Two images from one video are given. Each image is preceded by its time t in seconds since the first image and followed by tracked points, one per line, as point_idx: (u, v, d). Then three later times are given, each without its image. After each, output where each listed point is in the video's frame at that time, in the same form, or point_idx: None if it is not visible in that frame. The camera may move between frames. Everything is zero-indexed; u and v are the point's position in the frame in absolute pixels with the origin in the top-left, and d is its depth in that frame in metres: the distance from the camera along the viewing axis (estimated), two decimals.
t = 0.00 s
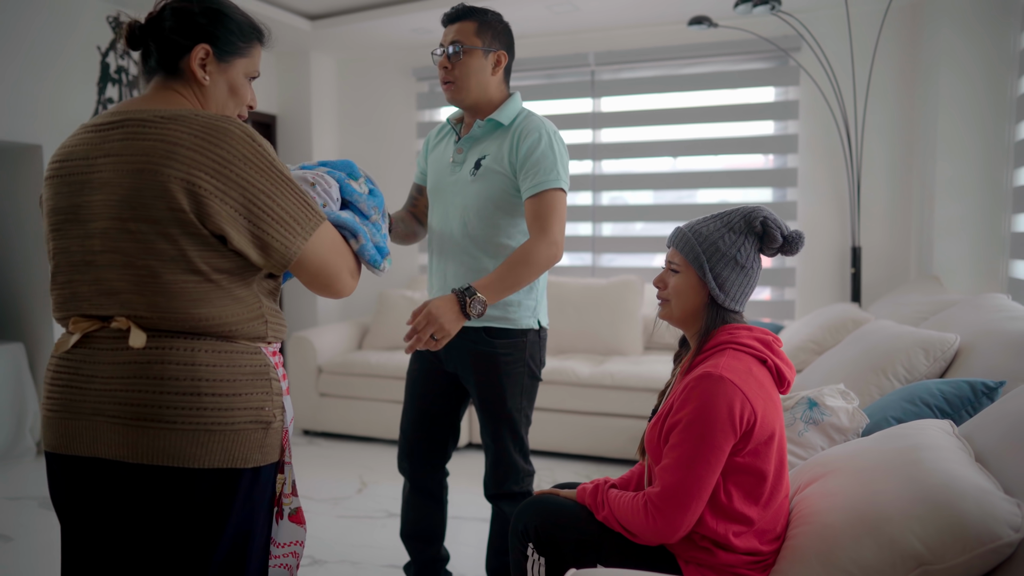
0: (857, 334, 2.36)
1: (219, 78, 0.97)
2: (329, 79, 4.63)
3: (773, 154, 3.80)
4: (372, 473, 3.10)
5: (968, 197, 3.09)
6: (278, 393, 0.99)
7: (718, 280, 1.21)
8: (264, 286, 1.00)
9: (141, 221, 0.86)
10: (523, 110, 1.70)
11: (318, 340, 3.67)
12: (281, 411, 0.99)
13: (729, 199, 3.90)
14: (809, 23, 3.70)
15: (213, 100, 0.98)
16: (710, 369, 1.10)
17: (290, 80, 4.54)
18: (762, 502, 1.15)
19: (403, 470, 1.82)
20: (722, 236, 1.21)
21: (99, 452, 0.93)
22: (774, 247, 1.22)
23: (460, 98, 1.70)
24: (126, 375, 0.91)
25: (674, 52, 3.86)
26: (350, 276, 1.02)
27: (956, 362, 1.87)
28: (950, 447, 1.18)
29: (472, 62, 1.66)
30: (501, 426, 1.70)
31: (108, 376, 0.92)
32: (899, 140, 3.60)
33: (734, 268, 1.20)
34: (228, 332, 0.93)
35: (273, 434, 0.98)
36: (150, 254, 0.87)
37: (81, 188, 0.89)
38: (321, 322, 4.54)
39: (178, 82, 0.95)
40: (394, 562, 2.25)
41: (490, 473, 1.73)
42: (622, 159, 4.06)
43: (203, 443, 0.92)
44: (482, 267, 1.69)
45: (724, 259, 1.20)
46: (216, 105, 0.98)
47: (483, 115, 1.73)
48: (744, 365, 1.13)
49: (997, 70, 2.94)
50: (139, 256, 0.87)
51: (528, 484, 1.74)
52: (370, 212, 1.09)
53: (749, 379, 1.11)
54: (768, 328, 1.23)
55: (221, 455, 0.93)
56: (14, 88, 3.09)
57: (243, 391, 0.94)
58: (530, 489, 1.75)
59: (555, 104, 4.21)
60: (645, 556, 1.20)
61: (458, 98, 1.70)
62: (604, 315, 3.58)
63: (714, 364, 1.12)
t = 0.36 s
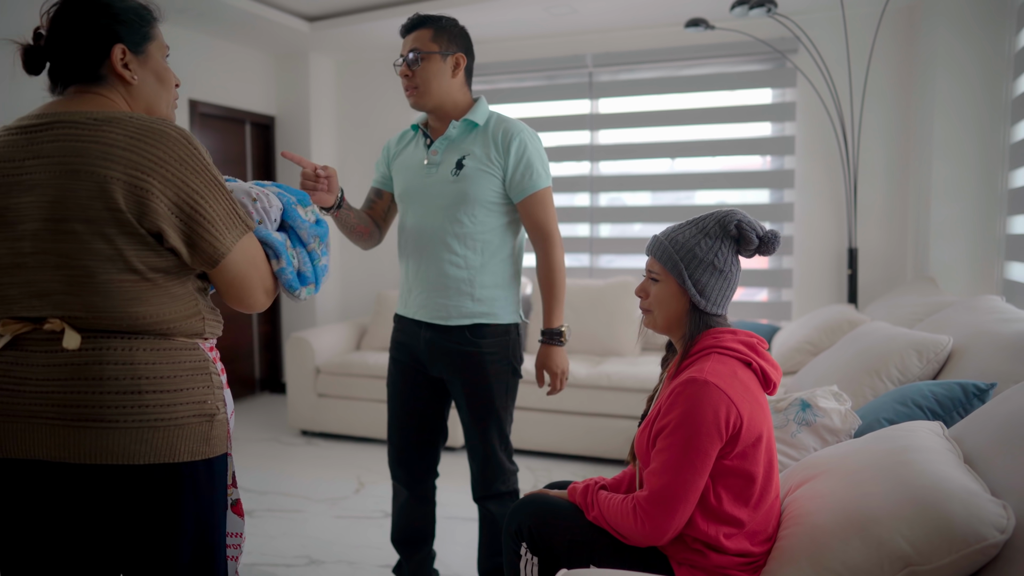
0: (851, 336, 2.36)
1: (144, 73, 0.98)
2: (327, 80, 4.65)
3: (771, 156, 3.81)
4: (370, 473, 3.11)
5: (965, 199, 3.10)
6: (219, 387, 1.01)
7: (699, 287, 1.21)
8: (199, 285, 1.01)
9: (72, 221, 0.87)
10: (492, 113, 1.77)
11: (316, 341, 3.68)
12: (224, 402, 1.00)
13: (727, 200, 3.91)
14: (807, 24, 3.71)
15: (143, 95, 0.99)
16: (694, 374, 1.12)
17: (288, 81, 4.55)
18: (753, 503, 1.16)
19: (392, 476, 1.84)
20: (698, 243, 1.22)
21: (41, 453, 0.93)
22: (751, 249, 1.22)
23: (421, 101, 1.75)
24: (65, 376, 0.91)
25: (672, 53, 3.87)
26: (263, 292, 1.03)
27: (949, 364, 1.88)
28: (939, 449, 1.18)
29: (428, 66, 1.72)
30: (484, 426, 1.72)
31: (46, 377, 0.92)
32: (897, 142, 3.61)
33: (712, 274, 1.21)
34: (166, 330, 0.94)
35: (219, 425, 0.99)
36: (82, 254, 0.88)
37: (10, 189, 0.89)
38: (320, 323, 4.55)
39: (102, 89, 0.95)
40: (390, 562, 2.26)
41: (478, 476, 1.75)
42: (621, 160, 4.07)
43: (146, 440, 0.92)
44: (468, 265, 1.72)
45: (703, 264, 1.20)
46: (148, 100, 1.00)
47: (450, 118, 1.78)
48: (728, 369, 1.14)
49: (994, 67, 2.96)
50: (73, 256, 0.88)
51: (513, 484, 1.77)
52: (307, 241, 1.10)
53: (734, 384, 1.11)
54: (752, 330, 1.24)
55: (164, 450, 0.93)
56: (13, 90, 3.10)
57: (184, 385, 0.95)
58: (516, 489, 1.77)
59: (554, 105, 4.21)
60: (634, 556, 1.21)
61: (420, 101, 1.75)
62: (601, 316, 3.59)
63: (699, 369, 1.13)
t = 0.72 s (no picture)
0: (852, 336, 2.37)
1: (107, 68, 0.94)
2: (329, 80, 4.65)
3: (772, 157, 3.81)
4: (372, 473, 3.12)
5: (966, 199, 3.11)
6: (196, 386, 1.01)
7: (688, 293, 1.22)
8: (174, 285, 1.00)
9: (45, 220, 0.85)
10: (463, 116, 1.80)
11: (318, 341, 3.69)
12: (201, 402, 1.00)
13: (728, 201, 3.92)
14: (808, 26, 3.71)
15: (107, 92, 0.94)
16: (684, 380, 1.13)
17: (290, 82, 4.56)
18: (754, 502, 1.16)
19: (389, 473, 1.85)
20: (688, 249, 1.23)
21: (16, 458, 0.92)
22: (741, 257, 1.23)
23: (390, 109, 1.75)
24: (38, 377, 0.90)
25: (673, 55, 3.88)
26: (236, 290, 1.02)
27: (950, 365, 1.88)
28: (941, 450, 1.19)
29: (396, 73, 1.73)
30: (474, 428, 1.76)
31: (19, 379, 0.91)
32: (897, 143, 3.62)
33: (702, 280, 1.22)
34: (142, 328, 0.93)
35: (196, 425, 0.98)
36: (57, 254, 0.86)
37: None
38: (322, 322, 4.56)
39: (64, 87, 0.90)
40: (392, 561, 2.27)
41: (469, 474, 1.78)
42: (622, 160, 4.08)
43: (125, 439, 0.92)
44: (455, 263, 1.74)
45: (692, 271, 1.21)
46: (113, 98, 0.95)
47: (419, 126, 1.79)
48: (717, 371, 1.15)
49: (995, 69, 2.98)
50: (46, 256, 0.86)
51: (503, 482, 1.81)
52: (274, 237, 1.09)
53: (725, 387, 1.12)
54: (739, 332, 1.25)
55: (143, 448, 0.93)
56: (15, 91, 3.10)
57: (162, 384, 0.95)
58: (506, 487, 1.81)
59: (555, 106, 4.22)
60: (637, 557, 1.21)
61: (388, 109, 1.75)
62: (602, 316, 3.60)
63: (688, 374, 1.14)
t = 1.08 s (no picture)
0: (855, 336, 2.37)
1: (130, 62, 0.93)
2: (331, 80, 4.65)
3: (774, 156, 3.81)
4: (375, 472, 3.12)
5: (968, 199, 3.10)
6: (229, 389, 1.01)
7: (681, 299, 1.23)
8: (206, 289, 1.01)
9: (88, 229, 0.83)
10: (463, 116, 1.80)
11: (321, 341, 3.69)
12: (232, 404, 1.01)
13: (730, 201, 3.92)
14: (810, 26, 3.71)
15: (129, 85, 0.93)
16: (672, 387, 1.13)
17: (292, 82, 4.56)
18: (759, 501, 1.16)
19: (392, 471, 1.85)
20: (686, 256, 1.24)
21: (56, 468, 0.89)
22: (736, 272, 1.24)
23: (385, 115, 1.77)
24: (78, 382, 0.88)
25: (676, 54, 3.89)
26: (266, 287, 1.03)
27: (954, 365, 1.89)
28: (947, 450, 1.19)
29: (389, 81, 1.73)
30: (470, 425, 1.76)
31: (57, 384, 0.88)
32: (899, 143, 3.62)
33: (696, 288, 1.22)
34: (183, 334, 0.93)
35: (229, 426, 0.99)
36: (101, 262, 0.85)
37: (12, 195, 0.84)
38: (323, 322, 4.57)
39: (89, 79, 0.89)
40: (396, 560, 2.27)
41: (466, 471, 1.79)
42: (624, 160, 4.08)
43: (168, 441, 0.91)
44: (451, 263, 1.75)
45: (687, 277, 1.22)
46: (134, 91, 0.94)
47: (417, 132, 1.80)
48: (704, 374, 1.15)
49: (997, 72, 2.99)
50: (89, 263, 0.85)
51: (501, 477, 1.82)
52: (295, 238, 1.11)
53: (713, 388, 1.12)
54: (725, 334, 1.25)
55: (185, 451, 0.93)
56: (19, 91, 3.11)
57: (201, 386, 0.95)
58: (503, 482, 1.82)
59: (558, 106, 4.22)
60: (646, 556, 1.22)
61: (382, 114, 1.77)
62: (605, 316, 3.60)
63: (676, 381, 1.14)
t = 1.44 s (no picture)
0: (857, 335, 2.37)
1: (155, 59, 0.92)
2: (332, 80, 4.65)
3: (775, 156, 3.81)
4: (376, 471, 3.13)
5: (968, 198, 3.11)
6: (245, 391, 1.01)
7: (650, 286, 1.28)
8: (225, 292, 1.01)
9: (110, 232, 0.83)
10: (468, 116, 1.81)
11: (322, 341, 3.70)
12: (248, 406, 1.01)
13: (731, 200, 3.92)
14: (811, 25, 3.72)
15: (154, 83, 0.93)
16: (679, 386, 1.13)
17: (293, 81, 4.56)
18: (760, 505, 1.16)
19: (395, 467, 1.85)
20: (655, 247, 1.30)
21: (76, 468, 0.89)
22: (692, 245, 1.22)
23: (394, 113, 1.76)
24: (97, 383, 0.88)
25: (677, 54, 3.89)
26: (285, 285, 1.03)
27: (955, 364, 1.89)
28: (948, 448, 1.19)
29: (400, 79, 1.73)
30: (474, 423, 1.76)
31: (76, 384, 0.88)
32: (900, 142, 3.62)
33: (659, 275, 1.26)
34: (202, 337, 0.94)
35: (243, 427, 0.99)
36: (122, 266, 0.84)
37: (35, 196, 0.83)
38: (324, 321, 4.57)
39: (115, 76, 0.89)
40: (397, 559, 2.28)
41: (469, 469, 1.79)
42: (625, 160, 4.08)
43: (185, 442, 0.91)
44: (453, 263, 1.75)
45: (652, 265, 1.28)
46: (158, 88, 0.94)
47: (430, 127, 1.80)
48: (713, 375, 1.15)
49: (998, 73, 3.00)
50: (111, 267, 0.84)
51: (502, 474, 1.82)
52: (311, 243, 1.10)
53: (719, 389, 1.12)
54: (739, 335, 1.25)
55: (201, 452, 0.93)
56: (21, 90, 3.10)
57: (218, 387, 0.95)
58: (504, 479, 1.82)
59: (559, 105, 4.22)
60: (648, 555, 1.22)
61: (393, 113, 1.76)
62: (606, 315, 3.60)
63: (684, 380, 1.14)
